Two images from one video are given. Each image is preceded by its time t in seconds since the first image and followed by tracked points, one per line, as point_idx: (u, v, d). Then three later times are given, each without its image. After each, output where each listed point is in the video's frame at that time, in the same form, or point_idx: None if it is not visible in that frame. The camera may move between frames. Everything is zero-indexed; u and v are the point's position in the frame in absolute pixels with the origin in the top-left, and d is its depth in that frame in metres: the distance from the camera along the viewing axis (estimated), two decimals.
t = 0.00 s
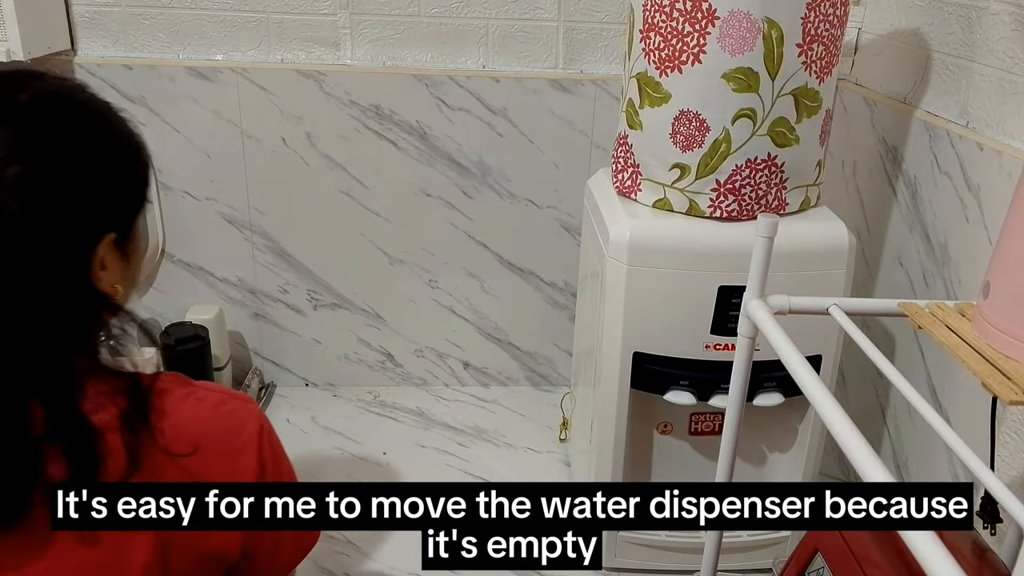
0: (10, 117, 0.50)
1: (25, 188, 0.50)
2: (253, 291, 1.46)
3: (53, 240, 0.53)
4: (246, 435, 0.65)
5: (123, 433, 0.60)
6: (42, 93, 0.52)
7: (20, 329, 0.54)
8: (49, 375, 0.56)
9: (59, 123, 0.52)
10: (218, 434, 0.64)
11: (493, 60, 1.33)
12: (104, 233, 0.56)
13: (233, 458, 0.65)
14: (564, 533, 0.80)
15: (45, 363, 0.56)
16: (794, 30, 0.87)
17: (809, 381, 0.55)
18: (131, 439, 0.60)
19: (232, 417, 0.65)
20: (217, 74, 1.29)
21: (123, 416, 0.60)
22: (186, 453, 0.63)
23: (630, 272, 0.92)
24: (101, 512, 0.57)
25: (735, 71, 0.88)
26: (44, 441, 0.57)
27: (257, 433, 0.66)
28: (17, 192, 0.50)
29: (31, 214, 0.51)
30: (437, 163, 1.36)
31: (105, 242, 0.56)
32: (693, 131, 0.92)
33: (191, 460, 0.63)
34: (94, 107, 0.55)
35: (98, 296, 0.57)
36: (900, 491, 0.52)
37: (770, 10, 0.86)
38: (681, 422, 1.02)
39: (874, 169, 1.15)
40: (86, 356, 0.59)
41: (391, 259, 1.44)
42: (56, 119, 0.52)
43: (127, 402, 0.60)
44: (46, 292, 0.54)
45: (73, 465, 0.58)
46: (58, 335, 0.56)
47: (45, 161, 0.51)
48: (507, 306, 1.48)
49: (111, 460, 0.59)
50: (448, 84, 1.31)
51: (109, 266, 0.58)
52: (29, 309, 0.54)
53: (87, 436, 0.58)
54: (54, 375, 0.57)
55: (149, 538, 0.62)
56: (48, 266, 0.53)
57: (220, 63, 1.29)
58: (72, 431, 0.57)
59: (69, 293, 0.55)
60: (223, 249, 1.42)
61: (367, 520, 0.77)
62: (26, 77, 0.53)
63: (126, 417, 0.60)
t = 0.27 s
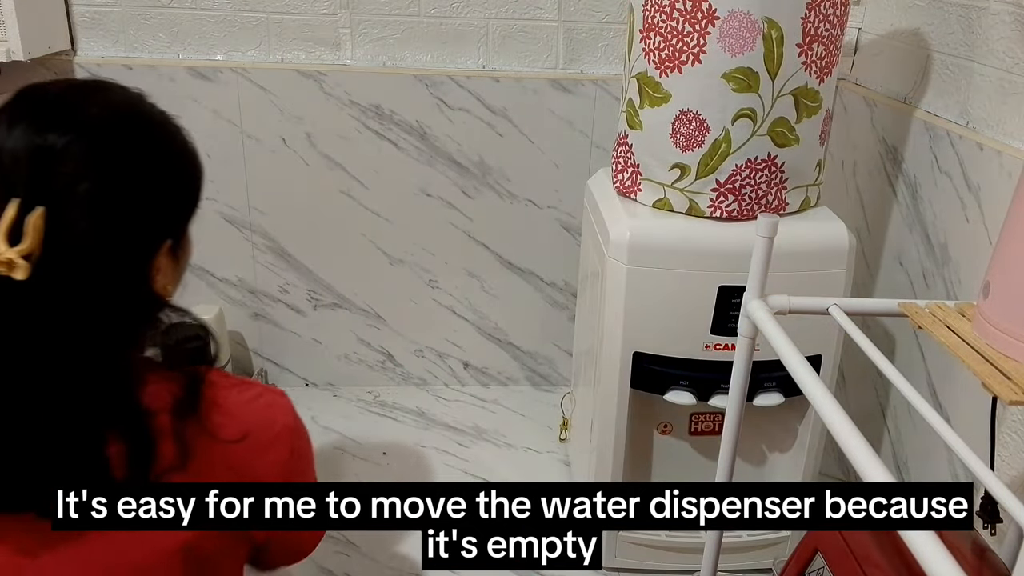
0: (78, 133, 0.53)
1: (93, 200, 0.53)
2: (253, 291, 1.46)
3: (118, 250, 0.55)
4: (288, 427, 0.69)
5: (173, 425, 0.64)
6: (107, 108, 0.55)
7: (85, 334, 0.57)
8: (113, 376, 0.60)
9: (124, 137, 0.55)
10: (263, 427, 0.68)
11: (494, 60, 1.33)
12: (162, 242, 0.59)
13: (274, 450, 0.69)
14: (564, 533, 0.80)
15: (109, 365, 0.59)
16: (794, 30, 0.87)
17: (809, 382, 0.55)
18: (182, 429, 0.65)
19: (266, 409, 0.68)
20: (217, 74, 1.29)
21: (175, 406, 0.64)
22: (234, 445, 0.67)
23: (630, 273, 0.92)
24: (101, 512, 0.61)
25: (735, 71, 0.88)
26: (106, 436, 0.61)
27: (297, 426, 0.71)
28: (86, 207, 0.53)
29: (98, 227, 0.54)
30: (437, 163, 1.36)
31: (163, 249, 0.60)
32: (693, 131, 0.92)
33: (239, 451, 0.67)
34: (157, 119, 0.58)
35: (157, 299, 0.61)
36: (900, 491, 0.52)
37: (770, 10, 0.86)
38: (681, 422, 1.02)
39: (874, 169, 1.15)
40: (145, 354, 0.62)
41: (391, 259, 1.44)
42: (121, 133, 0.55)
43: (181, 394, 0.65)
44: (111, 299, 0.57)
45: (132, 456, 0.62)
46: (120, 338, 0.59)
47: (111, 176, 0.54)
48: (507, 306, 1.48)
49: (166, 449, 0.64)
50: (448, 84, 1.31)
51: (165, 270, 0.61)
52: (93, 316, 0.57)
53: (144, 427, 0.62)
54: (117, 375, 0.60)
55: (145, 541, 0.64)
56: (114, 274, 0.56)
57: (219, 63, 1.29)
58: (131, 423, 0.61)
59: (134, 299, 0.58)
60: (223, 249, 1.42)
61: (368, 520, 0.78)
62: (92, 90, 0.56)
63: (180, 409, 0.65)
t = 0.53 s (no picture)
0: (143, 146, 0.59)
1: (150, 206, 0.59)
2: (253, 291, 1.46)
3: (174, 253, 0.62)
4: (324, 411, 0.79)
5: (223, 409, 0.69)
6: (170, 122, 0.61)
7: (142, 327, 0.63)
8: (168, 364, 0.66)
9: (185, 151, 0.61)
10: (304, 408, 0.77)
11: (494, 60, 1.33)
12: (213, 244, 0.66)
13: (306, 430, 0.76)
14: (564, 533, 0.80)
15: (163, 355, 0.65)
16: (794, 30, 0.87)
17: (808, 381, 0.55)
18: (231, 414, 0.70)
19: (303, 394, 0.78)
20: (217, 74, 1.29)
21: (224, 390, 0.70)
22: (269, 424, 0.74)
23: (630, 273, 0.92)
24: (101, 512, 0.63)
25: (735, 71, 0.88)
26: (164, 423, 0.65)
27: (328, 410, 0.79)
28: (144, 214, 0.59)
29: (154, 230, 0.60)
30: (437, 163, 1.36)
31: (213, 250, 0.66)
32: (693, 131, 0.92)
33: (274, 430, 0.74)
34: (207, 131, 0.63)
35: (206, 296, 0.67)
36: (900, 491, 0.52)
37: (770, 10, 0.86)
38: (681, 422, 1.02)
39: (874, 169, 1.15)
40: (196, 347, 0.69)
41: (391, 259, 1.44)
42: (182, 146, 0.61)
43: (228, 383, 0.71)
44: (167, 295, 0.63)
45: (190, 441, 0.67)
46: (173, 332, 0.65)
47: (170, 186, 0.60)
48: (507, 306, 1.48)
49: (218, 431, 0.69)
50: (448, 84, 1.31)
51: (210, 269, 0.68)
52: (150, 312, 0.63)
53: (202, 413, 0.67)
54: (172, 365, 0.66)
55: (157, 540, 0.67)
56: (169, 274, 0.63)
57: (219, 63, 1.29)
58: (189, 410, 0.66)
59: (188, 296, 0.65)
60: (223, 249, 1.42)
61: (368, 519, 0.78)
62: (155, 104, 0.62)
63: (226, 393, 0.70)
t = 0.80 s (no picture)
0: (171, 148, 0.62)
1: (176, 206, 0.62)
2: (253, 291, 1.46)
3: (196, 251, 0.65)
4: (330, 406, 0.82)
5: (241, 400, 0.73)
6: (197, 126, 0.64)
7: (165, 321, 0.66)
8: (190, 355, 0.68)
9: (210, 154, 0.64)
10: (316, 400, 0.81)
11: (494, 60, 1.33)
12: (233, 243, 0.69)
13: (317, 423, 0.79)
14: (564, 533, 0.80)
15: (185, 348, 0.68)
16: (794, 30, 0.87)
17: (808, 381, 0.55)
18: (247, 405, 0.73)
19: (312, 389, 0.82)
20: (217, 74, 1.29)
21: (241, 381, 0.74)
22: (282, 414, 0.77)
23: (630, 272, 0.92)
24: (101, 512, 0.64)
25: (735, 71, 0.88)
26: (186, 413, 0.68)
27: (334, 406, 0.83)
28: (169, 212, 0.62)
29: (176, 228, 0.62)
30: (437, 163, 1.36)
31: (232, 250, 0.69)
32: (693, 131, 0.92)
33: (288, 420, 0.77)
34: (233, 136, 0.66)
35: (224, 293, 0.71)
36: (900, 491, 0.52)
37: (770, 10, 0.86)
38: (681, 422, 1.02)
39: (873, 169, 1.15)
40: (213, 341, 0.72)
41: (391, 259, 1.44)
42: (207, 149, 0.64)
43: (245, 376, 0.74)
44: (189, 291, 0.66)
45: (214, 431, 0.69)
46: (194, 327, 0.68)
47: (194, 185, 0.63)
48: (507, 306, 1.48)
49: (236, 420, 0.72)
50: (448, 84, 1.31)
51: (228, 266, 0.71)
52: (172, 305, 0.66)
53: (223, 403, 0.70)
54: (195, 358, 0.69)
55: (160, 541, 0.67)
56: (192, 270, 0.65)
57: (219, 63, 1.29)
58: (211, 400, 0.69)
59: (207, 291, 0.67)
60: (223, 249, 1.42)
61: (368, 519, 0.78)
62: (183, 109, 0.65)
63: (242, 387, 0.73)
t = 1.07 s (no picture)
0: (177, 146, 0.63)
1: (183, 204, 0.63)
2: (253, 291, 1.46)
3: (200, 248, 0.66)
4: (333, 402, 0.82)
5: (245, 395, 0.72)
6: (204, 126, 0.65)
7: (172, 317, 0.66)
8: (196, 351, 0.69)
9: (216, 153, 0.65)
10: (319, 393, 0.81)
11: (494, 60, 1.33)
12: (238, 242, 0.70)
13: (321, 419, 0.79)
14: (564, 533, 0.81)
15: (190, 345, 0.68)
16: (794, 30, 0.87)
17: (808, 382, 0.55)
18: (253, 400, 0.73)
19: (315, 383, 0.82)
20: (217, 74, 1.29)
21: (247, 376, 0.73)
22: (287, 409, 0.77)
23: (630, 273, 0.92)
24: (101, 512, 0.64)
25: (734, 71, 0.88)
26: (192, 407, 0.68)
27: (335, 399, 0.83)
28: (176, 209, 0.63)
29: (180, 225, 0.63)
30: (437, 163, 1.36)
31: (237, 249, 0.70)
32: (693, 131, 0.92)
33: (293, 416, 0.77)
34: (241, 137, 0.68)
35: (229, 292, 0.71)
36: (901, 491, 0.52)
37: (770, 10, 0.86)
38: (681, 422, 1.02)
39: (873, 169, 1.15)
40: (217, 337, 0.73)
41: (391, 259, 1.44)
42: (213, 149, 0.65)
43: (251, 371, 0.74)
44: (195, 287, 0.66)
45: (219, 425, 0.69)
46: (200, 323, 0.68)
47: (201, 183, 0.64)
48: (507, 306, 1.48)
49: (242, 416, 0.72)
50: (448, 84, 1.31)
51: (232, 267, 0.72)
52: (179, 301, 0.66)
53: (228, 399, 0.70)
54: (201, 353, 0.69)
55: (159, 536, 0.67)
56: (196, 267, 0.66)
57: (219, 63, 1.29)
58: (216, 395, 0.69)
59: (212, 288, 0.68)
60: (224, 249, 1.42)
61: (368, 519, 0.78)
62: (191, 110, 0.66)
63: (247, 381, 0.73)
